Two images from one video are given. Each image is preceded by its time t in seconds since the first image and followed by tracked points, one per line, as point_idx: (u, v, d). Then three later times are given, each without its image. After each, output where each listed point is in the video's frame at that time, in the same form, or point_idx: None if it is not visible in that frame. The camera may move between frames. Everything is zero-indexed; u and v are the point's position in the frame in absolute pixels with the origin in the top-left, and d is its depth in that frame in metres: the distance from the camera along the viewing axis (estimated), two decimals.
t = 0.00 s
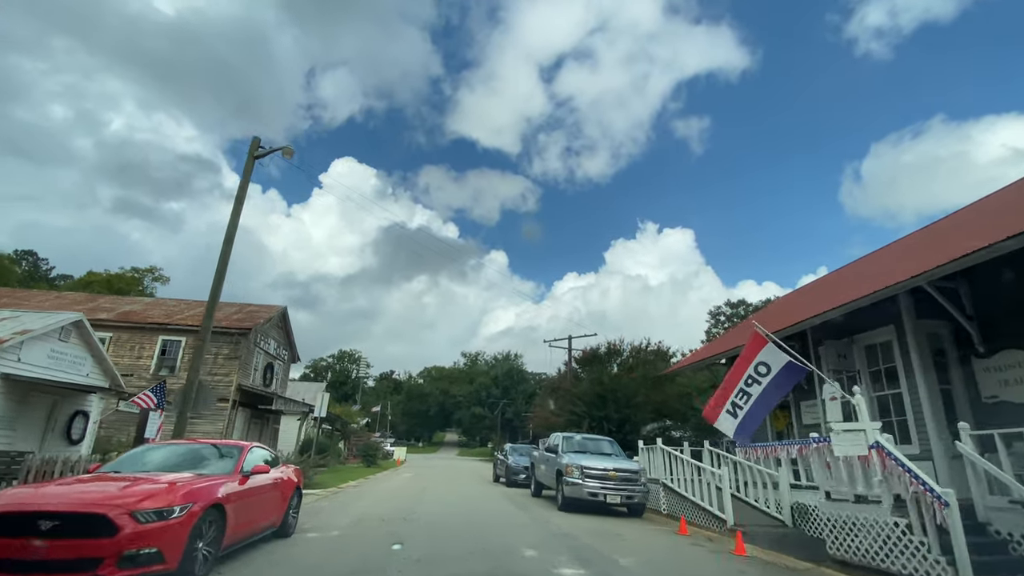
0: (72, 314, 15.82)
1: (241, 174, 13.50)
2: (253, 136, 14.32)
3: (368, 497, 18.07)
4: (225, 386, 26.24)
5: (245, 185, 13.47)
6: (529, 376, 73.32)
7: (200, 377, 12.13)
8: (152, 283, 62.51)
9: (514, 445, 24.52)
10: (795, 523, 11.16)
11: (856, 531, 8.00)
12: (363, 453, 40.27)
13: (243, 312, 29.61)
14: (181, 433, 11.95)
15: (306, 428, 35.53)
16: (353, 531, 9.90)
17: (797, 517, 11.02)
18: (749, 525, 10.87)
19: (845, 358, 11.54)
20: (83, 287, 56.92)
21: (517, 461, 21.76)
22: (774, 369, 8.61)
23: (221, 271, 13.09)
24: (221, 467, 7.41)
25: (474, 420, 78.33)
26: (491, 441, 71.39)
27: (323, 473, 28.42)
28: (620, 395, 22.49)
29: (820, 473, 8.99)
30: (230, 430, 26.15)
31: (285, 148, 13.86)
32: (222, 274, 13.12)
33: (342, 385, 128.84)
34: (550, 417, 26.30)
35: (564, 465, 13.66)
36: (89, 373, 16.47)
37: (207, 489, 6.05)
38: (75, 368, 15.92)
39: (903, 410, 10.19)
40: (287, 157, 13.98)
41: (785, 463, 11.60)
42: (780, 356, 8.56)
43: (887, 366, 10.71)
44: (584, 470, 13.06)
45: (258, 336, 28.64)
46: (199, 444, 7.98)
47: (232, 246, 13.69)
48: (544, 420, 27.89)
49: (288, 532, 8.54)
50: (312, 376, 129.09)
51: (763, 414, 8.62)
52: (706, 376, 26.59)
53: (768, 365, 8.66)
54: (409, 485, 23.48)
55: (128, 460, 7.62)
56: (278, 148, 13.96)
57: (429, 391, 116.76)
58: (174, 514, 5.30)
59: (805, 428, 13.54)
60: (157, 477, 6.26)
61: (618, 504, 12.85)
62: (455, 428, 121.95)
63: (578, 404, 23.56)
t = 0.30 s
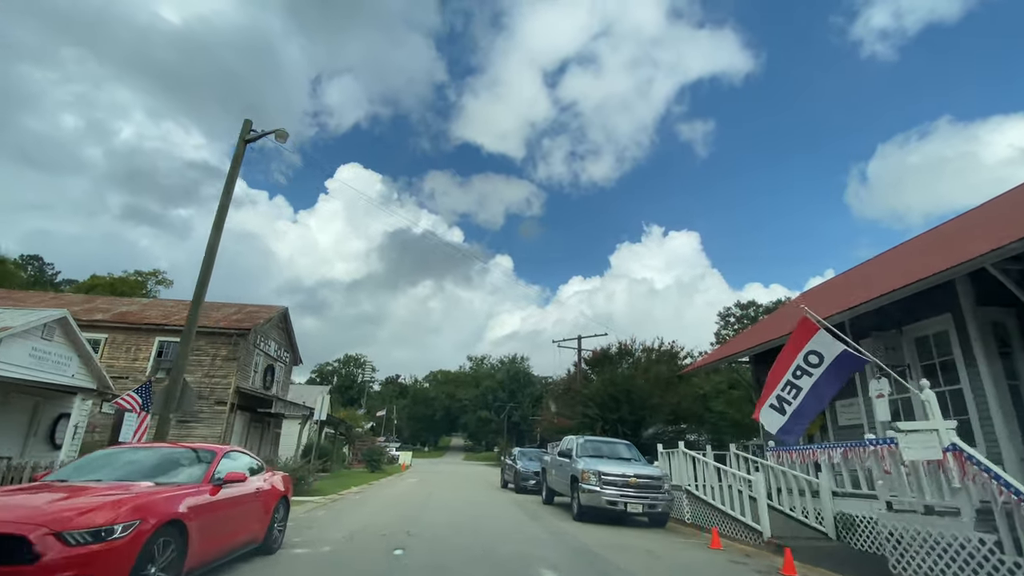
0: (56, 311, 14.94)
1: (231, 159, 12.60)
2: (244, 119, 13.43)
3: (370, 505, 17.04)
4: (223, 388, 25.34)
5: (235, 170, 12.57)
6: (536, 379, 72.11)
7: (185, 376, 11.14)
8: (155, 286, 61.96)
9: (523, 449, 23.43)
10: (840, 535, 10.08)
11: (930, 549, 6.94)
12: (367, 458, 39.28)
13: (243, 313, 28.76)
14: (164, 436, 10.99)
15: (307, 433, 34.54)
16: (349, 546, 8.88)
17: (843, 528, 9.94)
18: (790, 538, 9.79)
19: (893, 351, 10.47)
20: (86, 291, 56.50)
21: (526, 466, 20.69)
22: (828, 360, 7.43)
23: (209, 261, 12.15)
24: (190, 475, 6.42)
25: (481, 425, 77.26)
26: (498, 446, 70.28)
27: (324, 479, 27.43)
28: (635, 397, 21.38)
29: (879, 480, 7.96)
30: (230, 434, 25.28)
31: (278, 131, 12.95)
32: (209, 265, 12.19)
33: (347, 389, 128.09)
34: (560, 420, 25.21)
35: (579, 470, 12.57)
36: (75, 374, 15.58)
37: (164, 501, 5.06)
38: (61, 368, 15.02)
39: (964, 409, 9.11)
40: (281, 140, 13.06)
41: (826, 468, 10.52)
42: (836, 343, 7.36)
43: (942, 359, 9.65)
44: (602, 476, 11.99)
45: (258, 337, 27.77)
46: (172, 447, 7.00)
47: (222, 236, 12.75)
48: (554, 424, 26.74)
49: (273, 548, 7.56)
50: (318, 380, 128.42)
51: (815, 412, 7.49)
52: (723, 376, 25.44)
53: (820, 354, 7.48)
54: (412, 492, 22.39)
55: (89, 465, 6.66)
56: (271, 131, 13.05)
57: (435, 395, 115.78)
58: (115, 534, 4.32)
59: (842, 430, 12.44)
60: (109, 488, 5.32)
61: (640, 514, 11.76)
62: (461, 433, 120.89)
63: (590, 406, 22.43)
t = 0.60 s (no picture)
0: (38, 307, 14.04)
1: (220, 141, 11.69)
2: (235, 99, 12.51)
3: (372, 516, 15.93)
4: (221, 392, 24.38)
5: (224, 152, 11.64)
6: (543, 383, 70.84)
7: (166, 373, 10.13)
8: (159, 291, 61.51)
9: (533, 455, 22.30)
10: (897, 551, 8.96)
11: None
12: (372, 464, 38.20)
13: (242, 314, 27.85)
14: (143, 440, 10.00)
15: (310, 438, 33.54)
16: (342, 566, 7.76)
17: (902, 544, 8.83)
18: (841, 556, 8.67)
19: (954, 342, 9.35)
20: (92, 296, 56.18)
21: (538, 474, 19.56)
22: (900, 344, 6.72)
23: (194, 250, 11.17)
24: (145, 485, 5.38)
25: (488, 430, 76.03)
26: (506, 451, 69.01)
27: (327, 486, 26.36)
28: (652, 399, 20.17)
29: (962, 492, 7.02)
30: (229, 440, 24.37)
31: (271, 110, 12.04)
32: (195, 254, 11.22)
33: (354, 394, 127.23)
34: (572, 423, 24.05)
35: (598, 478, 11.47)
36: (59, 375, 14.66)
37: (102, 519, 4.14)
38: (43, 369, 14.08)
39: None
40: (273, 120, 12.13)
41: (878, 475, 9.46)
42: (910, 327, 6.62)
43: (1015, 350, 8.51)
44: (625, 484, 10.86)
45: (258, 339, 26.85)
46: (141, 450, 6.07)
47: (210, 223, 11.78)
48: (565, 428, 25.57)
49: (252, 570, 6.55)
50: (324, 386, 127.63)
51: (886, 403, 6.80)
52: (744, 378, 24.21)
53: (891, 339, 6.74)
54: (416, 501, 21.27)
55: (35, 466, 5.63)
56: (262, 111, 12.12)
57: (442, 400, 114.66)
58: (14, 567, 3.45)
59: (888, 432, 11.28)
60: (37, 501, 4.47)
61: (668, 527, 10.62)
62: (468, 438, 119.66)
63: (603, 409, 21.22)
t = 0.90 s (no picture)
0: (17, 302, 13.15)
1: (206, 119, 10.78)
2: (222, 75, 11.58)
3: (373, 526, 14.88)
4: (219, 396, 23.43)
5: (210, 131, 10.72)
6: (551, 388, 69.55)
7: (142, 370, 9.13)
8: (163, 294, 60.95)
9: (545, 461, 21.16)
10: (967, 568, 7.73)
11: None
12: (377, 471, 37.15)
13: (242, 315, 26.95)
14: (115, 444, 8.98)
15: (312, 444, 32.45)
16: None
17: (976, 560, 7.61)
18: None
19: None
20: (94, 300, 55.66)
21: (550, 480, 18.43)
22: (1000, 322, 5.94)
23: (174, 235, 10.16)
24: (65, 502, 4.29)
25: (495, 435, 74.76)
26: (514, 457, 67.68)
27: (329, 494, 25.26)
28: (672, 401, 18.97)
29: None
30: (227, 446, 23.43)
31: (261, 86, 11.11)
32: (176, 240, 10.22)
33: (360, 400, 126.31)
34: (585, 428, 22.89)
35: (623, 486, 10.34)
36: (40, 376, 13.75)
37: None
38: (21, 369, 13.17)
39: None
40: (263, 96, 11.19)
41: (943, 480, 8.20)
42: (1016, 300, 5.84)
43: None
44: (653, 493, 9.72)
45: (258, 341, 25.96)
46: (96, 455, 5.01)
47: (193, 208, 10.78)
48: (578, 433, 24.32)
49: None
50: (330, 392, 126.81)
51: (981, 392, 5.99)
52: (766, 379, 22.96)
53: (990, 316, 5.99)
54: (421, 510, 20.09)
55: None
56: (251, 87, 11.18)
57: (448, 406, 113.54)
58: None
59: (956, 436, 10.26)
60: None
61: (701, 541, 9.47)
62: (475, 444, 118.31)
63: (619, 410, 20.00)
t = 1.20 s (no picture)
0: None
1: (189, 92, 9.86)
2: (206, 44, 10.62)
3: (374, 537, 13.81)
4: (215, 397, 22.47)
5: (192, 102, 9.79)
6: (559, 391, 68.22)
7: (110, 363, 8.14)
8: (166, 297, 60.41)
9: (556, 465, 20.03)
10: None
11: None
12: (381, 476, 36.07)
13: (241, 314, 26.03)
14: (80, 446, 7.98)
15: (314, 448, 31.41)
16: None
17: None
18: None
19: None
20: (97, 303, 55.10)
21: (563, 486, 17.31)
22: None
23: (148, 214, 9.13)
24: None
25: (502, 439, 73.56)
26: (521, 462, 66.43)
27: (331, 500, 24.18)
28: (692, 401, 17.80)
29: None
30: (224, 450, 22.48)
31: (247, 53, 10.13)
32: (151, 219, 9.20)
33: (365, 404, 125.37)
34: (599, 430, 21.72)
35: (650, 493, 9.20)
36: (17, 373, 12.82)
37: None
38: None
39: None
40: (250, 65, 10.20)
41: None
42: None
43: None
44: (687, 501, 8.59)
45: (258, 341, 25.05)
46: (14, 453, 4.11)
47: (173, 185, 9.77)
48: (590, 437, 23.13)
49: None
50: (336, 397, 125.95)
51: None
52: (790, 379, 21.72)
53: None
54: (425, 518, 18.99)
55: None
56: (238, 54, 10.20)
57: (454, 410, 112.35)
58: None
59: None
60: None
61: (743, 556, 8.32)
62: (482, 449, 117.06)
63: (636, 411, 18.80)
